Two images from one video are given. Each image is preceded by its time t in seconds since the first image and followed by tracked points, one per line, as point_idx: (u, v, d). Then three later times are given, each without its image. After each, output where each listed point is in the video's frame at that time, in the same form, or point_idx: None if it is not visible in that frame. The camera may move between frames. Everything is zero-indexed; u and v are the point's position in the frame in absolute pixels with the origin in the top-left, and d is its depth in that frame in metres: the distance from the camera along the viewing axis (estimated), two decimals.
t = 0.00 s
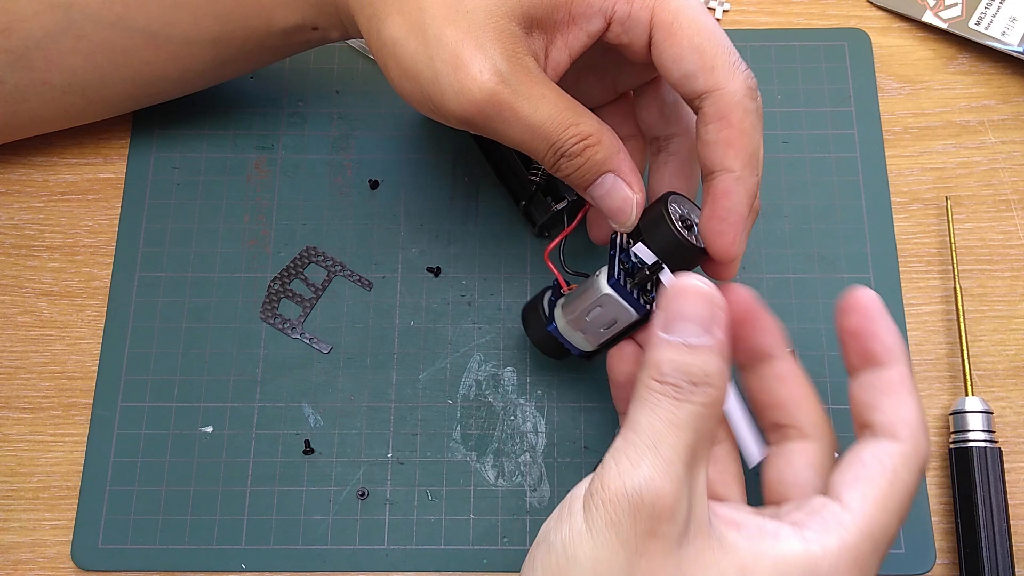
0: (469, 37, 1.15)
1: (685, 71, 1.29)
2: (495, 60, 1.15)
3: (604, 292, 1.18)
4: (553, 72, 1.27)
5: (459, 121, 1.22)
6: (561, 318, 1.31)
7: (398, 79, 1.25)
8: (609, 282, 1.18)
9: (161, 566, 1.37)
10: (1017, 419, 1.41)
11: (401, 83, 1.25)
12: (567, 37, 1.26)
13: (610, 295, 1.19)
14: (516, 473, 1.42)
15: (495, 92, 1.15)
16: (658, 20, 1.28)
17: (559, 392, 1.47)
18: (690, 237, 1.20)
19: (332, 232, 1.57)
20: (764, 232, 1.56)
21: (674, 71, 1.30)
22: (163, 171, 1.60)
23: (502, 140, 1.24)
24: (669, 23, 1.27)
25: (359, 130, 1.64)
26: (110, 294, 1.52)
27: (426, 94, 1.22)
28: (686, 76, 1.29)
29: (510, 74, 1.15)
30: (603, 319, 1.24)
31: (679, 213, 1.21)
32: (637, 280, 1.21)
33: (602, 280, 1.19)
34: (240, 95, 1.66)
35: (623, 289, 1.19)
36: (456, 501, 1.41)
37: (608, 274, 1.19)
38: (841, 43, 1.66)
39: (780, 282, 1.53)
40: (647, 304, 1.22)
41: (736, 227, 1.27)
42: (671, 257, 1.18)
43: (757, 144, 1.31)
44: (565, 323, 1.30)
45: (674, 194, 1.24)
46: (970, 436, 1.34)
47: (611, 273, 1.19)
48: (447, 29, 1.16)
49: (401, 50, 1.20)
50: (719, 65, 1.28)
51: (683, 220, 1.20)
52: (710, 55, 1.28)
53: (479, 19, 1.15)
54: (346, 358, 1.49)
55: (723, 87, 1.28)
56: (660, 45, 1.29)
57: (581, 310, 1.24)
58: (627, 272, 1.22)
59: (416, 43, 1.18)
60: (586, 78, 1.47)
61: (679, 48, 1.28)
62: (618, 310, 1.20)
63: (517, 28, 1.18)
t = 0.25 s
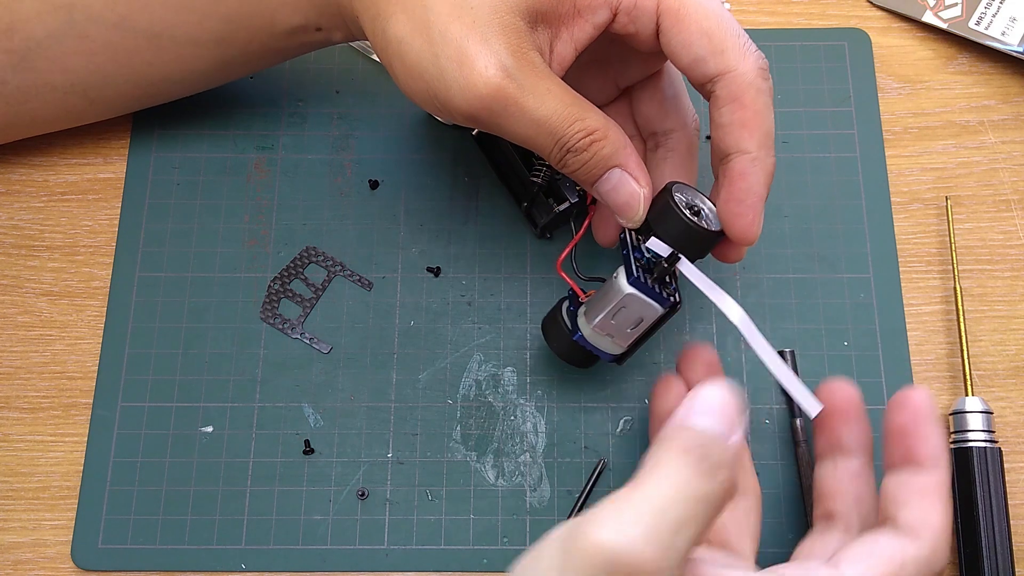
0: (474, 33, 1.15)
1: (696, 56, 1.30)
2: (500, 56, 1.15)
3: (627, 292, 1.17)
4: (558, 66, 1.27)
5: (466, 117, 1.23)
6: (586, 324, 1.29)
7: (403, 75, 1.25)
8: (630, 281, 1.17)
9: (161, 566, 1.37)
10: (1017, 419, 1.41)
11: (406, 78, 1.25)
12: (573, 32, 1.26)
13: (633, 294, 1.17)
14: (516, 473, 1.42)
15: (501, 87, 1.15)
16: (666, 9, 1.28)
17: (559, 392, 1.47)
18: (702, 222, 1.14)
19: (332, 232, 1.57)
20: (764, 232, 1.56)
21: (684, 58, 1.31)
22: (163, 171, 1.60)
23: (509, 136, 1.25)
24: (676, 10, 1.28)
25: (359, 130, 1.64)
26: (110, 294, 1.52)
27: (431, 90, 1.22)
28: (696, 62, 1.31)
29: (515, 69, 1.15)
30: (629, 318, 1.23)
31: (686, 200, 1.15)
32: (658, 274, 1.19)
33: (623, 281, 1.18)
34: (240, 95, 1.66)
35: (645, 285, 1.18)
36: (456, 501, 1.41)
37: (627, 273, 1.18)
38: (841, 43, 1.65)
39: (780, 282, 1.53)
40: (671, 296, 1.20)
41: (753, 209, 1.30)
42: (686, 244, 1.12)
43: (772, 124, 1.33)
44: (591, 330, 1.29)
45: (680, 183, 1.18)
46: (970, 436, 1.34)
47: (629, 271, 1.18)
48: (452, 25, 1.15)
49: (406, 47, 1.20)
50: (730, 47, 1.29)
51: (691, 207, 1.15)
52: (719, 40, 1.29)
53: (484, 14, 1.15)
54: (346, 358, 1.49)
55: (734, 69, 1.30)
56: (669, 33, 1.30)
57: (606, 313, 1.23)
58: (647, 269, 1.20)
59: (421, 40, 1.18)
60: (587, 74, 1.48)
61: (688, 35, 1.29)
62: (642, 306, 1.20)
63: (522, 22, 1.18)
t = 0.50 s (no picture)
0: (467, 40, 1.15)
1: (698, 57, 1.30)
2: (493, 63, 1.14)
3: (615, 296, 1.15)
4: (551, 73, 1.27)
5: (460, 126, 1.22)
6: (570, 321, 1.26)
7: (395, 82, 1.25)
8: (620, 286, 1.14)
9: (161, 566, 1.37)
10: (1017, 419, 1.41)
11: (398, 85, 1.24)
12: (568, 39, 1.26)
13: (621, 299, 1.15)
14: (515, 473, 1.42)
15: (496, 95, 1.15)
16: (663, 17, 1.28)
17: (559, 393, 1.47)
18: (697, 232, 1.14)
19: (332, 232, 1.57)
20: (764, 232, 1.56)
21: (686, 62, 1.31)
22: (163, 171, 1.60)
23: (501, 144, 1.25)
24: (674, 14, 1.28)
25: (359, 130, 1.64)
26: (110, 293, 1.52)
27: (424, 98, 1.21)
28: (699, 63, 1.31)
29: (510, 78, 1.15)
30: (615, 321, 1.21)
31: (684, 209, 1.15)
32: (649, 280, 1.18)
33: (612, 285, 1.15)
34: (240, 96, 1.66)
35: (633, 291, 1.16)
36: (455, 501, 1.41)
37: (617, 277, 1.15)
38: (841, 43, 1.66)
39: (780, 282, 1.53)
40: (657, 303, 1.19)
41: (764, 205, 1.34)
42: (680, 254, 1.13)
43: (778, 120, 1.33)
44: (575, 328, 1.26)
45: (679, 192, 1.18)
46: (970, 436, 1.34)
47: (619, 276, 1.15)
48: (446, 32, 1.15)
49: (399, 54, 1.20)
50: (731, 45, 1.29)
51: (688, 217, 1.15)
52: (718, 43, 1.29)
53: (478, 22, 1.15)
54: (346, 358, 1.49)
55: (737, 68, 1.30)
56: (668, 40, 1.30)
57: (590, 314, 1.20)
58: (637, 273, 1.18)
59: (415, 48, 1.17)
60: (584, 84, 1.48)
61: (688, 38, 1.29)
62: (630, 312, 1.17)
63: (517, 29, 1.17)
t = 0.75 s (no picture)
0: (371, 95, 1.10)
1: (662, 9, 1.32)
2: (406, 113, 1.10)
3: (638, 298, 1.16)
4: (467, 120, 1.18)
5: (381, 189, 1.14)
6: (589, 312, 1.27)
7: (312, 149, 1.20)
8: (644, 288, 1.15)
9: (161, 566, 1.38)
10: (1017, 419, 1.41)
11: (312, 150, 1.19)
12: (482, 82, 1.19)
13: (643, 301, 1.16)
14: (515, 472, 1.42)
15: (409, 151, 1.09)
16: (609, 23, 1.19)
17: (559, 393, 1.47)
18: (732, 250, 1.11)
19: (332, 232, 1.57)
20: (764, 232, 1.56)
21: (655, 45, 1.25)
22: (163, 170, 1.60)
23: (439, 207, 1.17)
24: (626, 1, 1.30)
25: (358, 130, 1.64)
26: (111, 294, 1.52)
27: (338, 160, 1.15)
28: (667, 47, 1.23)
29: (427, 130, 1.10)
30: (633, 321, 1.22)
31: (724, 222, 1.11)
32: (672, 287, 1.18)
33: (637, 286, 1.16)
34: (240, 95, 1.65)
35: (656, 295, 1.16)
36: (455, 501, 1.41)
37: (643, 279, 1.15)
38: (841, 43, 1.66)
39: (780, 282, 1.53)
40: (676, 310, 1.21)
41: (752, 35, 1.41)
42: (704, 267, 1.11)
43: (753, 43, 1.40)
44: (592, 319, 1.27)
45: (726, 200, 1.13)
46: (970, 436, 1.34)
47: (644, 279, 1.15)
48: (348, 92, 1.10)
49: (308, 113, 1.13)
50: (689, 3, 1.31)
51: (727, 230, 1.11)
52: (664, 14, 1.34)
53: (380, 78, 1.11)
54: (346, 358, 1.49)
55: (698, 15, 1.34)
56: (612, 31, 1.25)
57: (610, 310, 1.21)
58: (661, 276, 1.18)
59: (317, 111, 1.12)
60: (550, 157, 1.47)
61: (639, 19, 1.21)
62: (649, 314, 1.19)
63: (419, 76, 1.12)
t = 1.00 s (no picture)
0: (401, 193, 1.11)
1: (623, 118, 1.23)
2: (444, 216, 1.11)
3: (638, 289, 1.21)
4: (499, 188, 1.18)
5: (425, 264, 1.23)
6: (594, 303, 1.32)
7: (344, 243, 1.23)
8: (643, 280, 1.21)
9: (161, 567, 1.38)
10: (1017, 419, 1.41)
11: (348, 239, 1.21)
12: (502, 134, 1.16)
13: (643, 292, 1.21)
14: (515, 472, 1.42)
15: (456, 244, 1.11)
16: (590, 62, 1.16)
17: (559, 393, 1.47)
18: (736, 252, 1.14)
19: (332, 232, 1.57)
20: (765, 232, 1.56)
21: (628, 87, 1.19)
22: (162, 170, 1.60)
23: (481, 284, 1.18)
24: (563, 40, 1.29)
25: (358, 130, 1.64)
26: (110, 294, 1.52)
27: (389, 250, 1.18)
28: (639, 89, 1.19)
29: (469, 224, 1.11)
30: (633, 313, 1.27)
31: (729, 224, 1.15)
32: (675, 284, 1.24)
33: (637, 277, 1.21)
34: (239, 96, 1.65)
35: (656, 288, 1.22)
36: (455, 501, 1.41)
37: (644, 271, 1.21)
38: (841, 43, 1.65)
39: (781, 282, 1.53)
40: (677, 307, 1.26)
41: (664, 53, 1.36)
42: (707, 268, 1.13)
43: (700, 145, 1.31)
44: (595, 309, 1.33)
45: (734, 202, 1.17)
46: (970, 436, 1.34)
47: (646, 272, 1.22)
48: (385, 188, 1.12)
49: (343, 187, 1.13)
50: (657, 100, 1.21)
51: (732, 231, 1.15)
52: (630, 25, 1.32)
53: (404, 155, 1.11)
54: (346, 358, 1.49)
55: (660, 121, 1.23)
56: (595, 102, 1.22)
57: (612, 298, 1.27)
58: (665, 273, 1.24)
59: (356, 215, 1.15)
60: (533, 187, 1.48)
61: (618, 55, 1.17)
62: (648, 308, 1.24)
63: (444, 139, 1.11)
